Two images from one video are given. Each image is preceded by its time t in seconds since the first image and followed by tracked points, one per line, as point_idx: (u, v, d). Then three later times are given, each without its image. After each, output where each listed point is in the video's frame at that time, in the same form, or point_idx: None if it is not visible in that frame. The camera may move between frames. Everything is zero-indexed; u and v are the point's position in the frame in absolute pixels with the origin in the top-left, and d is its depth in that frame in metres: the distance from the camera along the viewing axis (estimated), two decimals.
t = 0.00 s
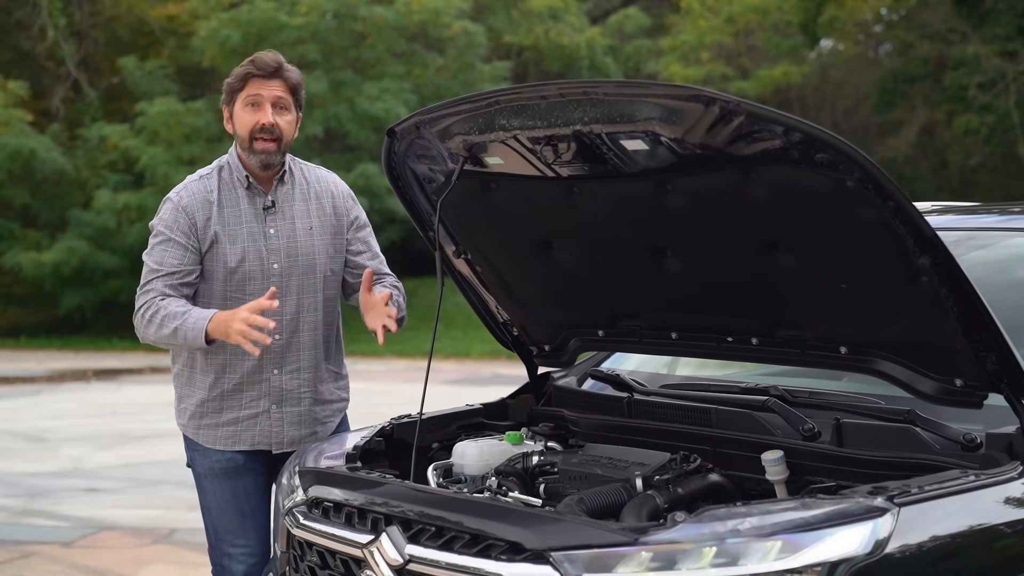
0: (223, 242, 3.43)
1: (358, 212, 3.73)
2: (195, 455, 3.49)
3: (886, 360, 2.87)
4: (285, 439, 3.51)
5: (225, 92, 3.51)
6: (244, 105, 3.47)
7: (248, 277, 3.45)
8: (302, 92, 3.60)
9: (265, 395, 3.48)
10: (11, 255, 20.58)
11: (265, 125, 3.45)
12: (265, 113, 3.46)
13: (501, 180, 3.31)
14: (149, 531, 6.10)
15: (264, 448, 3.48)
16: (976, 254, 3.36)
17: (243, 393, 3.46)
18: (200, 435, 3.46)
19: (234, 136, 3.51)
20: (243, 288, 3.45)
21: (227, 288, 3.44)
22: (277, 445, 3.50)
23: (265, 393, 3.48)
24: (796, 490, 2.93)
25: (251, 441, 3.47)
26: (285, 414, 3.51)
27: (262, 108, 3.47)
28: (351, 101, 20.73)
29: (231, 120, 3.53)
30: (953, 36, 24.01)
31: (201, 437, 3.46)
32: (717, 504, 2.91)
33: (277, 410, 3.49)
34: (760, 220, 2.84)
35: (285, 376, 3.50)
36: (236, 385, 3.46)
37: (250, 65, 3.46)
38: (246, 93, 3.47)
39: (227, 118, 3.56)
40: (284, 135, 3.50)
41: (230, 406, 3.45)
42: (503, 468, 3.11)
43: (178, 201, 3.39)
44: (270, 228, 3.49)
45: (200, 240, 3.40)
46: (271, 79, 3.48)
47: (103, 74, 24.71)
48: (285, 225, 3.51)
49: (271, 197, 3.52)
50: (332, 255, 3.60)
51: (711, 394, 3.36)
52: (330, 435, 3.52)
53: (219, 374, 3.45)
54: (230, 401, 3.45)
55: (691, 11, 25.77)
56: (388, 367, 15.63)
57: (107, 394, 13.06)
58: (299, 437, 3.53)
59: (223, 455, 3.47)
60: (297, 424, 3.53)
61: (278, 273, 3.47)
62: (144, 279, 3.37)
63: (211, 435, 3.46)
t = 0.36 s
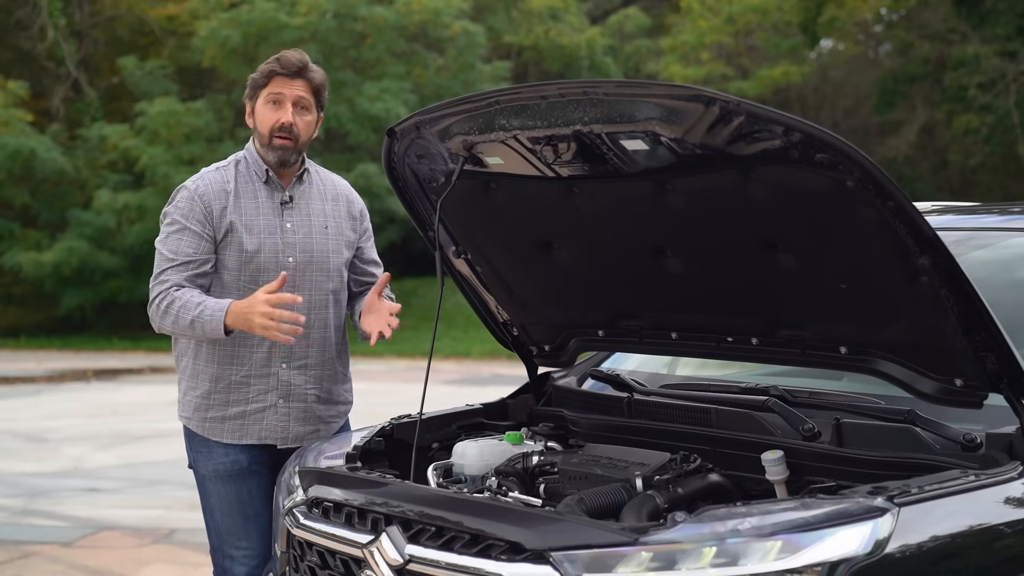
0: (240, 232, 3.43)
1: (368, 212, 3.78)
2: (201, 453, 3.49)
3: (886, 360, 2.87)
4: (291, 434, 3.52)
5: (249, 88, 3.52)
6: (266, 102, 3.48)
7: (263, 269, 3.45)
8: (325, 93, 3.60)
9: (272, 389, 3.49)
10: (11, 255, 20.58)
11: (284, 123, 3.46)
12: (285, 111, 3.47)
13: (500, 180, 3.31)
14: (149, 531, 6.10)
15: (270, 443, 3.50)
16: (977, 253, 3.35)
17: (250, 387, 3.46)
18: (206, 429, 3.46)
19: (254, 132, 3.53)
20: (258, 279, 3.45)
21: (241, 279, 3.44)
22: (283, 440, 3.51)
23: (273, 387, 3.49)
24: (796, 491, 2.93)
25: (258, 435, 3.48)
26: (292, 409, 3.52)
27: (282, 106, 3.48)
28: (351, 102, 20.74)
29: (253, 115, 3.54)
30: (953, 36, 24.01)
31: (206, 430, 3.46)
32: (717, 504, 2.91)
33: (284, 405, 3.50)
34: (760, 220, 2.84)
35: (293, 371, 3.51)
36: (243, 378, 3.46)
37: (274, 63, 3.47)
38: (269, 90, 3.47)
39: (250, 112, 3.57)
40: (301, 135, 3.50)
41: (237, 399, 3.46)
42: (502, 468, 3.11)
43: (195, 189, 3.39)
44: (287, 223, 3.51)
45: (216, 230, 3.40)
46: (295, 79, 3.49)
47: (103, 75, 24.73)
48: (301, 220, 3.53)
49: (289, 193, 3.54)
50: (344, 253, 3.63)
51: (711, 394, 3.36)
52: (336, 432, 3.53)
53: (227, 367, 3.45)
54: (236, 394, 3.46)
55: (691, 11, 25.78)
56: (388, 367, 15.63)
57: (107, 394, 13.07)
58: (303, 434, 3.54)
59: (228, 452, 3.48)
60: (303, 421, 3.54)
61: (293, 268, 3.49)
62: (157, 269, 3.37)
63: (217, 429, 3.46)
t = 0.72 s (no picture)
0: (253, 236, 3.42)
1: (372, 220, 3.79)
2: (200, 456, 3.48)
3: (886, 360, 2.87)
4: (291, 440, 3.53)
5: (266, 95, 3.52)
6: (281, 110, 3.48)
7: (273, 273, 3.46)
8: (342, 104, 3.59)
9: (274, 395, 3.49)
10: (11, 255, 20.58)
11: (296, 134, 3.45)
12: (298, 121, 3.46)
13: (501, 180, 3.32)
14: (149, 531, 6.10)
15: (270, 448, 3.50)
16: (978, 253, 3.35)
17: (253, 391, 3.46)
18: (206, 430, 3.46)
19: (267, 138, 3.52)
20: (267, 285, 3.45)
21: (250, 284, 3.44)
22: (283, 445, 3.52)
23: (276, 393, 3.49)
24: (796, 490, 2.93)
25: (259, 440, 3.48)
26: (293, 415, 3.52)
27: (296, 116, 3.47)
28: (351, 102, 20.76)
29: (268, 122, 3.54)
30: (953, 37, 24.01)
31: (207, 432, 3.46)
32: (717, 504, 2.91)
33: (286, 410, 3.51)
34: (760, 220, 2.84)
35: (295, 377, 3.52)
36: (246, 382, 3.46)
37: (291, 71, 3.46)
38: (284, 98, 3.47)
39: (265, 119, 3.56)
40: (313, 147, 3.48)
41: (240, 402, 3.45)
42: (502, 468, 3.11)
43: (209, 189, 3.38)
44: (299, 229, 3.50)
45: (228, 232, 3.39)
46: (310, 89, 3.47)
47: (103, 74, 24.73)
48: (312, 227, 3.54)
49: (301, 199, 3.54)
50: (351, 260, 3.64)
51: (712, 394, 3.36)
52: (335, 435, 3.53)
53: (230, 371, 3.44)
54: (239, 398, 3.45)
55: (692, 11, 25.78)
56: (388, 367, 15.64)
57: (106, 394, 13.07)
58: (303, 440, 3.55)
59: (229, 454, 3.48)
60: (303, 427, 3.55)
61: (302, 274, 3.49)
62: (166, 268, 3.34)
63: (218, 431, 3.45)
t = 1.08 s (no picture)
0: (252, 236, 3.43)
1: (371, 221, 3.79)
2: (201, 455, 3.49)
3: (886, 360, 2.87)
4: (292, 440, 3.52)
5: (263, 92, 3.53)
6: (278, 105, 3.48)
7: (272, 274, 3.45)
8: (338, 97, 3.59)
9: (275, 394, 3.49)
10: (11, 255, 20.58)
11: (295, 127, 3.46)
12: (297, 115, 3.47)
13: (501, 180, 3.32)
14: (149, 531, 6.10)
15: (270, 448, 3.50)
16: (978, 253, 3.35)
17: (254, 391, 3.46)
18: (206, 430, 3.46)
19: (265, 135, 3.52)
20: (266, 285, 3.45)
21: (249, 283, 3.43)
22: (284, 445, 3.51)
23: (276, 393, 3.49)
24: (796, 490, 2.93)
25: (259, 440, 3.48)
26: (293, 415, 3.52)
27: (294, 110, 3.47)
28: (351, 102, 20.76)
29: (265, 119, 3.54)
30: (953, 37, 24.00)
31: (207, 431, 3.46)
32: (717, 504, 2.91)
33: (286, 410, 3.50)
34: (760, 220, 2.84)
35: (296, 377, 3.51)
36: (247, 382, 3.46)
37: (287, 66, 3.47)
38: (281, 93, 3.47)
39: (261, 116, 3.57)
40: (313, 139, 3.49)
41: (240, 402, 3.45)
42: (502, 468, 3.11)
43: (207, 190, 3.38)
44: (298, 229, 3.50)
45: (227, 233, 3.39)
46: (307, 83, 3.48)
47: (103, 74, 24.73)
48: (312, 226, 3.54)
49: (300, 198, 3.54)
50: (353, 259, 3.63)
51: (711, 394, 3.36)
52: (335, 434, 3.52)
53: (230, 371, 3.44)
54: (239, 397, 3.45)
55: (692, 11, 25.78)
56: (388, 367, 15.64)
57: (106, 394, 13.07)
58: (304, 440, 3.54)
59: (229, 454, 3.48)
60: (303, 427, 3.54)
61: (302, 274, 3.49)
62: (166, 269, 3.35)
63: (218, 431, 3.46)
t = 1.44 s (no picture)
0: (237, 235, 3.46)
1: (373, 215, 3.71)
2: (202, 454, 3.50)
3: (886, 360, 2.87)
4: (293, 439, 3.51)
5: (244, 91, 3.49)
6: (259, 103, 3.44)
7: (259, 270, 3.47)
8: (320, 86, 3.53)
9: (273, 393, 3.49)
10: (11, 255, 20.58)
11: (278, 124, 3.42)
12: (279, 111, 3.43)
13: (501, 180, 3.32)
14: (149, 531, 6.10)
15: (271, 447, 3.49)
16: (979, 253, 3.35)
17: (252, 389, 3.46)
18: (207, 430, 3.47)
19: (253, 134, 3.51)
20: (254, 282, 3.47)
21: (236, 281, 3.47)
22: (284, 444, 3.50)
23: (274, 391, 3.49)
24: (796, 490, 2.93)
25: (259, 438, 3.47)
26: (293, 413, 3.51)
27: (276, 107, 3.43)
28: (351, 102, 20.76)
29: (250, 117, 3.52)
30: (953, 36, 24.00)
31: (208, 430, 3.47)
32: (717, 504, 2.91)
33: (285, 408, 3.50)
34: (760, 220, 2.84)
35: (293, 374, 3.51)
36: (244, 381, 3.46)
37: (263, 64, 3.42)
38: (260, 91, 3.43)
39: (247, 115, 3.54)
40: (298, 134, 3.45)
41: (239, 402, 3.46)
42: (502, 468, 3.11)
43: (193, 192, 3.43)
44: (286, 227, 3.50)
45: (212, 232, 3.44)
46: (284, 77, 3.43)
47: (103, 74, 24.70)
48: (301, 223, 3.52)
49: (289, 195, 3.52)
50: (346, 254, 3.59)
51: (711, 394, 3.36)
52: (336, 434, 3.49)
53: (229, 369, 3.46)
54: (238, 397, 3.46)
55: (692, 11, 25.78)
56: (388, 367, 15.65)
57: (106, 394, 13.07)
58: (305, 438, 3.53)
59: (230, 452, 3.48)
60: (305, 425, 3.53)
61: (291, 271, 3.49)
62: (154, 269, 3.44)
63: (219, 430, 3.47)
